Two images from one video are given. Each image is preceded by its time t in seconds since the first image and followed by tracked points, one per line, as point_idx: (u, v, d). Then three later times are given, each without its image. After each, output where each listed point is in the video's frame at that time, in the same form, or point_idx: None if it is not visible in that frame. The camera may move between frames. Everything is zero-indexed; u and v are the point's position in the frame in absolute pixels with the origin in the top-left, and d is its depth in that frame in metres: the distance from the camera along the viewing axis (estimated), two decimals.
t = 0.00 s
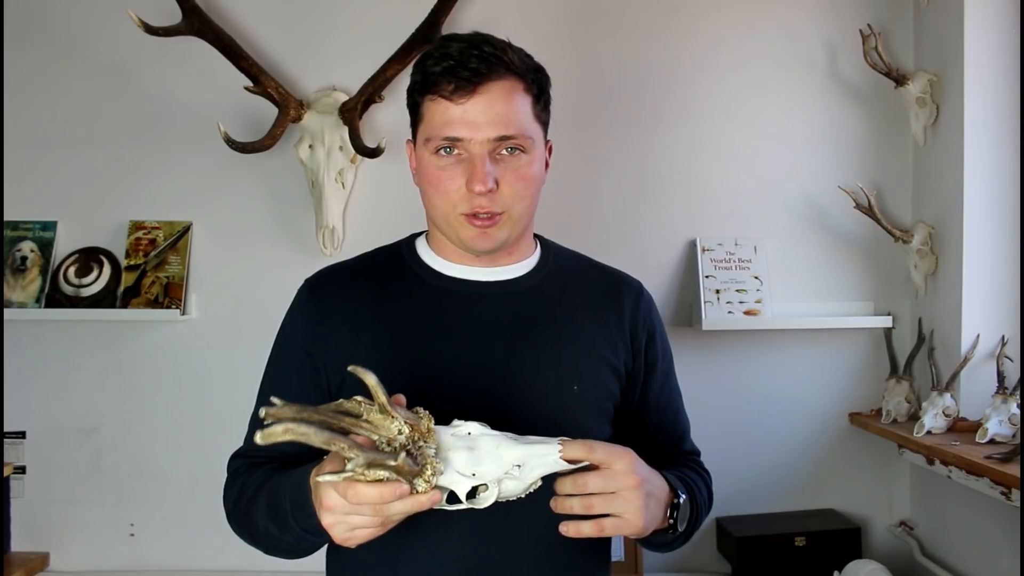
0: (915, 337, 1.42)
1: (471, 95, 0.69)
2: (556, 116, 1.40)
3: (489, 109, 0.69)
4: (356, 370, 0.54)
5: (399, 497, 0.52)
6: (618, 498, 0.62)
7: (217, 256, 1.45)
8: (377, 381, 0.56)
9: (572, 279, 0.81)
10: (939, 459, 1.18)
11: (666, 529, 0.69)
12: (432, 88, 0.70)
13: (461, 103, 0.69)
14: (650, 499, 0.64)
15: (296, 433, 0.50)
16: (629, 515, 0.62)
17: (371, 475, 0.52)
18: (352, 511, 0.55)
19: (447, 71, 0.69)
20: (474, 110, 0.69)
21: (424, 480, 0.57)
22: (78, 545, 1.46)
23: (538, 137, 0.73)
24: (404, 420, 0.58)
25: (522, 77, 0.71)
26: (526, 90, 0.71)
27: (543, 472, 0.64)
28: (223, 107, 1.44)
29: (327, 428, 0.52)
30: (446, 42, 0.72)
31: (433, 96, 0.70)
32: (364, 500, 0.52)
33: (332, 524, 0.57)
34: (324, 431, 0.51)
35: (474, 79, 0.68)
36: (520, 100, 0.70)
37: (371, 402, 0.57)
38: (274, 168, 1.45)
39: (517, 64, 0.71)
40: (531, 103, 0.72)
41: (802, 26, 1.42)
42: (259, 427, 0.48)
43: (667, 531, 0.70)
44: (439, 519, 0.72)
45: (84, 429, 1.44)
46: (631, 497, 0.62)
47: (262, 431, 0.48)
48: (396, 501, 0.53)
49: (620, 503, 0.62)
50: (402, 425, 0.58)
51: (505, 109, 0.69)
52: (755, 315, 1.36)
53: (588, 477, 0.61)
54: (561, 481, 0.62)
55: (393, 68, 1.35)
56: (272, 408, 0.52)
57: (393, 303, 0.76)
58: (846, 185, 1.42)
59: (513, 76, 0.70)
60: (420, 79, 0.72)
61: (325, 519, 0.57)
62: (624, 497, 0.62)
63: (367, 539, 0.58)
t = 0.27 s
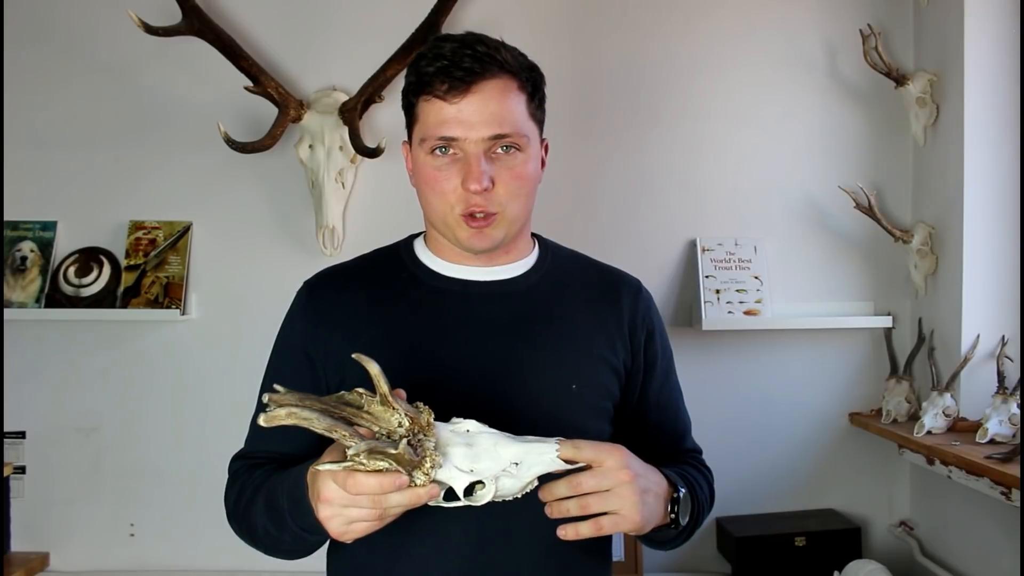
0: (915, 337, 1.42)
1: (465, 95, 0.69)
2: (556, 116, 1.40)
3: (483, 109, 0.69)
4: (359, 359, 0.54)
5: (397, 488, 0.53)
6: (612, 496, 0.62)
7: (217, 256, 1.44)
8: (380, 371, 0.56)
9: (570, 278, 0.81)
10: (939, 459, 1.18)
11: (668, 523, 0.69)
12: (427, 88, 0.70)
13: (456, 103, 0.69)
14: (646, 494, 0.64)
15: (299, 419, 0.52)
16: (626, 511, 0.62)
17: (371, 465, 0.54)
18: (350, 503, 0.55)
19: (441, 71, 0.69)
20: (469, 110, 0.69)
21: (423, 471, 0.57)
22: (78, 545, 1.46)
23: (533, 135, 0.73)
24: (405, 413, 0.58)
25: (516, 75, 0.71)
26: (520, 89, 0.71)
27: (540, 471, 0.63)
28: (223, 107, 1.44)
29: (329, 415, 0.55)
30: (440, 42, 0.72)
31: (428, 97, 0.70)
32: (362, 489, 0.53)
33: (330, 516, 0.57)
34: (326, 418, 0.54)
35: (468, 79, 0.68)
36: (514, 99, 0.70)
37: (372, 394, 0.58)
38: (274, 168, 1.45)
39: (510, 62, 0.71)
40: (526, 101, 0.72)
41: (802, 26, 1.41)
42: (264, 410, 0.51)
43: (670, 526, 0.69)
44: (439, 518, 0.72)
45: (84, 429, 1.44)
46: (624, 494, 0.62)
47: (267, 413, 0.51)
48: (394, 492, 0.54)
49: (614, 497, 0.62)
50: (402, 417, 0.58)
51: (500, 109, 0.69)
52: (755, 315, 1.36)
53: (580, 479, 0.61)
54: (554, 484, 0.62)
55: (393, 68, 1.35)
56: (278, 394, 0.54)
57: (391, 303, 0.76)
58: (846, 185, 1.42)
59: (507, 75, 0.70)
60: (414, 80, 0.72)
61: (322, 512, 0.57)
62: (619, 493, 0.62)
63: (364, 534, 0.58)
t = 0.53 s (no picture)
0: (915, 337, 1.42)
1: (462, 97, 0.68)
2: (555, 116, 1.40)
3: (481, 112, 0.69)
4: (356, 375, 0.54)
5: (397, 500, 0.54)
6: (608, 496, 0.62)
7: (217, 256, 1.45)
8: (376, 386, 0.56)
9: (568, 277, 0.81)
10: (939, 459, 1.18)
11: (664, 521, 0.69)
12: (424, 91, 0.70)
13: (453, 105, 0.69)
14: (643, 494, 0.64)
15: (296, 439, 0.50)
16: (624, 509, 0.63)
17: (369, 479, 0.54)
18: (350, 514, 0.55)
19: (439, 74, 0.69)
20: (466, 113, 0.69)
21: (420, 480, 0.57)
22: (78, 546, 1.46)
23: (531, 137, 0.73)
24: (402, 424, 0.58)
25: (514, 77, 0.71)
26: (518, 90, 0.71)
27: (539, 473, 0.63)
28: (223, 107, 1.44)
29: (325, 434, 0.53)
30: (437, 43, 0.71)
31: (425, 99, 0.70)
32: (361, 502, 0.53)
33: (329, 526, 0.57)
34: (323, 437, 0.52)
35: (465, 82, 0.68)
36: (512, 101, 0.70)
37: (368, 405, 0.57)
38: (274, 169, 1.45)
39: (508, 64, 0.70)
40: (523, 103, 0.72)
41: (802, 26, 1.41)
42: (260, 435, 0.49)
43: (667, 526, 0.69)
44: (439, 518, 0.72)
45: (84, 429, 1.44)
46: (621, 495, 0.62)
47: (263, 438, 0.48)
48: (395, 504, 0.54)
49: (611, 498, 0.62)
50: (399, 428, 0.58)
51: (498, 111, 0.69)
52: (755, 315, 1.36)
53: (577, 479, 0.61)
54: (550, 484, 0.61)
55: (393, 68, 1.35)
56: (271, 414, 0.52)
57: (389, 303, 0.76)
58: (846, 185, 1.42)
59: (504, 77, 0.70)
60: (412, 81, 0.72)
61: (322, 522, 0.57)
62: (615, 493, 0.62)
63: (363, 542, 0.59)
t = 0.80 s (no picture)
0: (915, 337, 1.42)
1: (455, 103, 0.68)
2: (555, 116, 1.40)
3: (474, 117, 0.69)
4: (323, 354, 0.55)
5: (366, 482, 0.54)
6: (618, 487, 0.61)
7: (217, 255, 1.45)
8: (346, 365, 0.57)
9: (568, 276, 0.81)
10: (939, 459, 1.18)
11: (665, 522, 0.70)
12: (418, 96, 0.70)
13: (446, 111, 0.69)
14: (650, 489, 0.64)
15: (255, 413, 0.52)
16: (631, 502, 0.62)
17: (339, 460, 0.55)
18: (323, 498, 0.56)
19: (432, 80, 0.69)
20: (459, 119, 0.68)
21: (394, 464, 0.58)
22: (78, 545, 1.46)
23: (526, 140, 0.73)
24: (375, 406, 0.58)
25: (508, 81, 0.70)
26: (512, 94, 0.70)
27: (520, 461, 0.62)
28: (223, 107, 1.44)
29: (292, 412, 0.55)
30: (431, 48, 0.71)
31: (419, 105, 0.70)
32: (332, 484, 0.54)
33: (305, 512, 0.58)
34: (288, 414, 0.54)
35: (457, 88, 0.67)
36: (506, 105, 0.70)
37: (341, 387, 0.58)
38: (274, 168, 1.45)
39: (502, 68, 0.70)
40: (519, 106, 0.71)
41: (802, 26, 1.41)
42: (223, 409, 0.51)
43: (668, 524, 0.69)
44: (438, 516, 0.72)
45: (84, 429, 1.44)
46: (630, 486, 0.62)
47: (225, 412, 0.50)
48: (365, 486, 0.55)
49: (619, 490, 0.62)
50: (373, 410, 0.58)
51: (491, 117, 0.69)
52: (755, 315, 1.36)
53: (595, 465, 0.61)
54: (562, 465, 0.61)
55: (393, 68, 1.35)
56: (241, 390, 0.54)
57: (388, 304, 0.76)
58: (846, 185, 1.42)
59: (498, 81, 0.70)
60: (406, 86, 0.72)
61: (299, 508, 0.58)
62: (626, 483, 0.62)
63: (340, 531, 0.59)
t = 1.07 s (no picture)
0: (915, 338, 1.42)
1: (443, 103, 0.69)
2: (555, 116, 1.40)
3: (461, 116, 0.69)
4: (289, 359, 0.55)
5: (338, 491, 0.53)
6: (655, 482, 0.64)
7: (217, 256, 1.45)
8: (315, 370, 0.56)
9: (568, 276, 0.81)
10: (939, 459, 1.18)
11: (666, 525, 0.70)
12: (407, 98, 0.70)
13: (434, 112, 0.69)
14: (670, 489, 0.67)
15: (223, 420, 0.53)
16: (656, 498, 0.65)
17: (312, 468, 0.54)
18: (302, 506, 0.56)
19: (420, 80, 0.69)
20: (447, 118, 0.69)
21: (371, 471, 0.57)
22: (78, 545, 1.46)
23: (516, 138, 0.73)
24: (352, 413, 0.58)
25: (496, 80, 0.71)
26: (501, 93, 0.71)
27: (506, 473, 0.63)
28: (223, 107, 1.44)
29: (263, 419, 0.55)
30: (420, 50, 0.72)
31: (408, 106, 0.70)
32: (306, 492, 0.54)
33: (289, 517, 0.58)
34: (257, 421, 0.54)
35: (444, 88, 0.68)
36: (495, 104, 0.70)
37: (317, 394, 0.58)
38: (274, 168, 1.45)
39: (490, 67, 0.70)
40: (508, 105, 0.71)
41: (802, 26, 1.41)
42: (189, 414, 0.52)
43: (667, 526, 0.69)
44: (439, 517, 0.72)
45: (84, 429, 1.44)
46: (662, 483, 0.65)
47: (189, 417, 0.51)
48: (339, 495, 0.54)
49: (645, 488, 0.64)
50: (349, 417, 0.59)
51: (479, 115, 0.69)
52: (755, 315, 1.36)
53: (639, 461, 0.63)
54: (607, 460, 0.62)
55: (393, 68, 1.35)
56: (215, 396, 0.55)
57: (388, 304, 0.76)
58: (846, 185, 1.42)
59: (486, 79, 0.70)
60: (397, 89, 0.72)
61: (283, 513, 0.59)
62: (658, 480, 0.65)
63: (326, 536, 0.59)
